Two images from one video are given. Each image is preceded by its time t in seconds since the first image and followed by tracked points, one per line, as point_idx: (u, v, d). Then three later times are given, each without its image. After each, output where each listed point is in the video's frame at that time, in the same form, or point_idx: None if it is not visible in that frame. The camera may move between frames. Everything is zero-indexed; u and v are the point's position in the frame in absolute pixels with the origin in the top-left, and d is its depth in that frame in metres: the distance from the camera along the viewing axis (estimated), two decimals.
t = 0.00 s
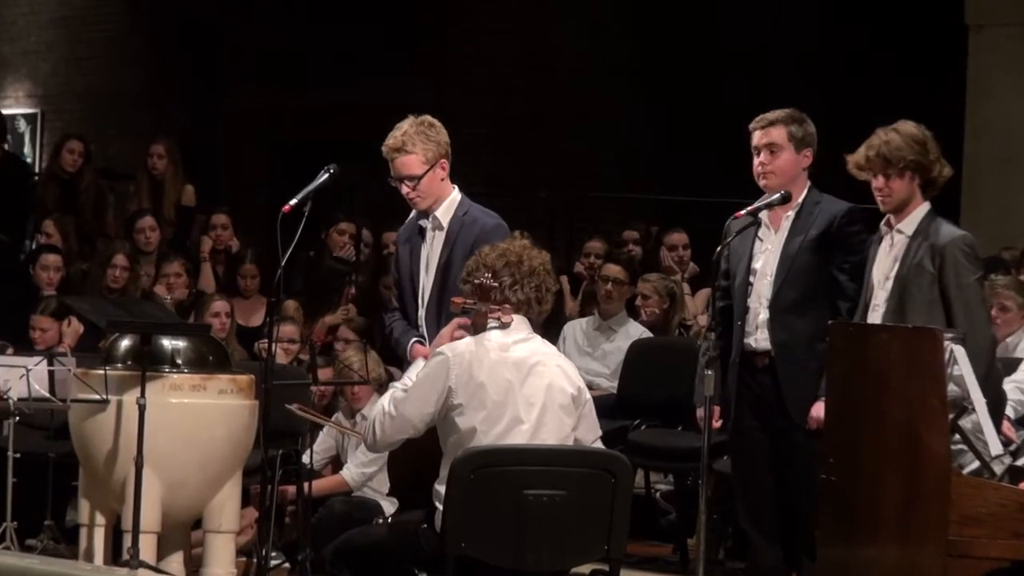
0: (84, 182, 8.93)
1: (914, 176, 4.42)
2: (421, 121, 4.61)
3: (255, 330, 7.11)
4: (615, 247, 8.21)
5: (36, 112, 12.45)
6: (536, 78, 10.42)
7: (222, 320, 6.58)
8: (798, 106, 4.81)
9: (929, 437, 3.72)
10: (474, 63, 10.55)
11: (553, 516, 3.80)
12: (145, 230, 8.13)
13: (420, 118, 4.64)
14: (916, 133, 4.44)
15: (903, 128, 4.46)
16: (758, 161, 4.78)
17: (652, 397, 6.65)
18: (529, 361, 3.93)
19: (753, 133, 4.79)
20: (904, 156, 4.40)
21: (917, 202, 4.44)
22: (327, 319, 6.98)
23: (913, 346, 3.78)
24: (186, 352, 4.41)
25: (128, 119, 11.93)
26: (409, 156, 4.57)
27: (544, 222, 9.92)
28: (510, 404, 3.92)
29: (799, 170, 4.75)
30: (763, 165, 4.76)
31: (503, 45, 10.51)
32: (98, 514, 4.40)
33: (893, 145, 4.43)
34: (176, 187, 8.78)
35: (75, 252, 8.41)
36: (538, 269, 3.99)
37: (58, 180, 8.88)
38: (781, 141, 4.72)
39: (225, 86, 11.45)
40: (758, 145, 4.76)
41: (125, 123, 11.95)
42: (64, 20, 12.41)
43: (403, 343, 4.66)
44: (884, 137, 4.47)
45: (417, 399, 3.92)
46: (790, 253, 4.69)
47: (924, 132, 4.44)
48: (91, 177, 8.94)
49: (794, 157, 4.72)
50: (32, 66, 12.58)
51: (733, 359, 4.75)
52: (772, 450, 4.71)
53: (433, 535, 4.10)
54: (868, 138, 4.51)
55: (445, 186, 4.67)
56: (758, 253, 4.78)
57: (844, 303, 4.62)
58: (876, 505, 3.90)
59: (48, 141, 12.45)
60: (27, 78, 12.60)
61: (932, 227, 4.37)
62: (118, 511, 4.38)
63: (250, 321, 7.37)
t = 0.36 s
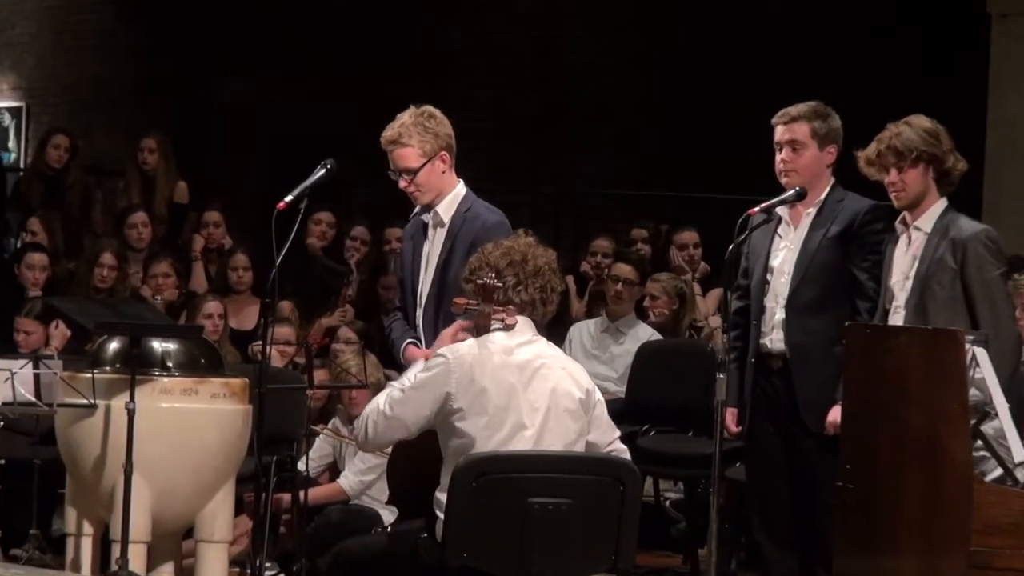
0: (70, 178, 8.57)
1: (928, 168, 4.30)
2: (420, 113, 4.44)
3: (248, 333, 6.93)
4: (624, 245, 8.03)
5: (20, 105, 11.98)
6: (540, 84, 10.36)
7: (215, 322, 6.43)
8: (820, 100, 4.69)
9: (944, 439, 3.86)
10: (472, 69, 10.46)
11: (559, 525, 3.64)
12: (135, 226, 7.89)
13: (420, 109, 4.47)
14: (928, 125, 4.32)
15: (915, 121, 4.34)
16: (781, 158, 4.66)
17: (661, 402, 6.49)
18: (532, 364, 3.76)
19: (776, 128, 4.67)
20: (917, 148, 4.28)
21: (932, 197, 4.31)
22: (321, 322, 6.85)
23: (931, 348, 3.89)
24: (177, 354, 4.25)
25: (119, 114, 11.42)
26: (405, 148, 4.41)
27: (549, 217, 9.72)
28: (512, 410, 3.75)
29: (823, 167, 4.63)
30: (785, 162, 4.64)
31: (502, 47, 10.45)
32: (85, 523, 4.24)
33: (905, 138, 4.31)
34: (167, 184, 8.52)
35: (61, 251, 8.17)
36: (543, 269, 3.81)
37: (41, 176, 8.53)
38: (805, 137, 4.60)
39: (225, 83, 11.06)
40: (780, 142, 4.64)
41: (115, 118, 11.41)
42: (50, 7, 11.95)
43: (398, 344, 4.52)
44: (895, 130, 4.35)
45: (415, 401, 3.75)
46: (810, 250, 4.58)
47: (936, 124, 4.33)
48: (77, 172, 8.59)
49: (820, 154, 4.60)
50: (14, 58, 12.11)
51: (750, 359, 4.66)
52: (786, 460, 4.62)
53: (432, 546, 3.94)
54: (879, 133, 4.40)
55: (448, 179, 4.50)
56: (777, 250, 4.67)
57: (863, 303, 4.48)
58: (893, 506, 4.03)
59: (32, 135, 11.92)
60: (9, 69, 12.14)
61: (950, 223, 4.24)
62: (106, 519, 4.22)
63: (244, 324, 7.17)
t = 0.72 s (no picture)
0: (55, 170, 8.38)
1: (954, 162, 4.14)
2: (426, 99, 4.28)
3: (243, 332, 6.79)
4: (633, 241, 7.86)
5: None
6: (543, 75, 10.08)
7: (208, 319, 6.29)
8: (841, 91, 4.58)
9: (968, 440, 3.74)
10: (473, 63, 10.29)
11: (566, 532, 3.47)
12: (127, 217, 7.75)
13: (430, 93, 4.32)
14: (952, 116, 4.17)
15: (939, 113, 4.19)
16: (799, 150, 4.54)
17: (671, 403, 6.32)
18: (539, 364, 3.60)
19: (794, 119, 4.56)
20: (941, 141, 4.12)
21: (958, 192, 4.16)
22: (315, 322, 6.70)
23: (955, 346, 3.78)
24: (168, 353, 4.09)
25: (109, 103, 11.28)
26: (411, 136, 4.26)
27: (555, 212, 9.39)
28: (518, 411, 3.59)
29: (842, 160, 4.51)
30: (803, 154, 4.52)
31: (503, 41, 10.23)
32: (73, 528, 4.07)
33: (929, 131, 4.15)
34: (159, 177, 8.30)
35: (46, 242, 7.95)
36: (551, 266, 3.63)
37: (26, 169, 8.32)
38: (824, 129, 4.48)
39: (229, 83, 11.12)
40: (799, 133, 4.53)
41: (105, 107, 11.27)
42: None
43: (394, 338, 4.39)
44: (918, 122, 4.20)
45: (415, 402, 3.58)
46: (829, 245, 4.45)
47: (961, 115, 4.17)
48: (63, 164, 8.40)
49: (838, 146, 4.48)
50: None
51: (762, 357, 4.53)
52: (800, 463, 4.50)
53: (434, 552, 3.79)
54: (901, 125, 4.24)
55: (458, 167, 4.35)
56: (793, 245, 4.53)
57: (883, 301, 4.34)
58: (908, 519, 3.83)
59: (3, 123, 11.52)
60: None
61: (975, 219, 4.09)
62: (95, 524, 4.05)
63: (237, 321, 7.01)
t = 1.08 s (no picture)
0: (42, 157, 7.94)
1: (981, 155, 3.97)
2: (427, 86, 4.15)
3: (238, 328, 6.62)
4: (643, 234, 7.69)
5: None
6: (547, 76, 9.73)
7: (199, 315, 6.13)
8: (860, 79, 4.44)
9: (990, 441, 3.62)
10: (478, 63, 9.80)
11: (575, 537, 3.31)
12: (119, 206, 7.52)
13: (432, 80, 4.18)
14: (980, 107, 3.99)
15: (966, 103, 4.02)
16: (816, 140, 4.39)
17: (681, 401, 6.16)
18: (545, 361, 3.44)
19: (812, 108, 4.41)
20: (966, 134, 3.95)
21: (986, 185, 3.99)
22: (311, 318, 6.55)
23: (977, 345, 3.65)
24: (159, 349, 3.93)
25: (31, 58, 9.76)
26: (410, 126, 4.13)
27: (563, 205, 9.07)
28: (523, 410, 3.43)
29: (862, 151, 4.36)
30: (822, 145, 4.37)
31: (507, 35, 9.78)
32: (59, 531, 3.91)
33: (955, 122, 3.98)
34: (149, 163, 8.04)
35: (29, 232, 7.64)
36: (561, 262, 3.47)
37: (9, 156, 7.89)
38: (843, 119, 4.33)
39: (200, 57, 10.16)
40: (817, 123, 4.37)
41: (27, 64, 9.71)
42: None
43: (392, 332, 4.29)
44: (944, 113, 4.03)
45: (418, 403, 3.42)
46: (847, 240, 4.30)
47: (989, 105, 4.00)
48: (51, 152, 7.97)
49: (857, 137, 4.33)
50: None
51: (778, 355, 4.37)
52: (815, 464, 4.35)
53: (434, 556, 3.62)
54: (927, 116, 4.07)
55: (462, 157, 4.21)
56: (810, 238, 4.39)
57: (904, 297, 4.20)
58: (927, 520, 3.74)
59: None
60: None
61: (1000, 213, 3.92)
62: (82, 527, 3.90)
63: (230, 317, 6.87)
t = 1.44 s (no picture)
0: (32, 141, 7.63)
1: (1002, 140, 3.84)
2: (417, 74, 4.00)
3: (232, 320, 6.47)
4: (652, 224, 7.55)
5: None
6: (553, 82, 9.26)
7: (190, 307, 6.00)
8: (879, 65, 4.32)
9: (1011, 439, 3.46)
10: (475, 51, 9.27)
11: (581, 538, 3.17)
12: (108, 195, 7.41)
13: (420, 66, 4.04)
14: (1000, 92, 3.86)
15: (987, 88, 3.89)
16: (834, 128, 4.27)
17: (691, 399, 6.02)
18: (549, 356, 3.29)
19: (831, 94, 4.29)
20: (985, 120, 3.82)
21: (1009, 172, 3.85)
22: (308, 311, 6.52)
23: (997, 339, 3.49)
24: (148, 342, 3.79)
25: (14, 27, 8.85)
26: (400, 116, 3.98)
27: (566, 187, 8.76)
28: (527, 407, 3.28)
29: (882, 139, 4.24)
30: (840, 133, 4.25)
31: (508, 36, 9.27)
32: (45, 529, 3.77)
33: (975, 108, 3.85)
34: (138, 152, 7.90)
35: (13, 219, 7.37)
36: (565, 252, 3.34)
37: None
38: (863, 107, 4.21)
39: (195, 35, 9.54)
40: (835, 110, 4.25)
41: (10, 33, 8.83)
42: None
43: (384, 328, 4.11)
44: (964, 99, 3.90)
45: (421, 402, 3.28)
46: (869, 230, 4.14)
47: (1010, 89, 3.86)
48: (38, 136, 7.68)
49: (875, 126, 4.21)
50: None
51: (798, 351, 4.23)
52: (836, 464, 4.21)
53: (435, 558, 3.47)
54: (946, 102, 3.95)
55: (453, 145, 4.07)
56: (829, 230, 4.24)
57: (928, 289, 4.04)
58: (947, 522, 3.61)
59: None
60: None
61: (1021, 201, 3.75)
62: (68, 525, 3.76)
63: (224, 308, 6.74)
